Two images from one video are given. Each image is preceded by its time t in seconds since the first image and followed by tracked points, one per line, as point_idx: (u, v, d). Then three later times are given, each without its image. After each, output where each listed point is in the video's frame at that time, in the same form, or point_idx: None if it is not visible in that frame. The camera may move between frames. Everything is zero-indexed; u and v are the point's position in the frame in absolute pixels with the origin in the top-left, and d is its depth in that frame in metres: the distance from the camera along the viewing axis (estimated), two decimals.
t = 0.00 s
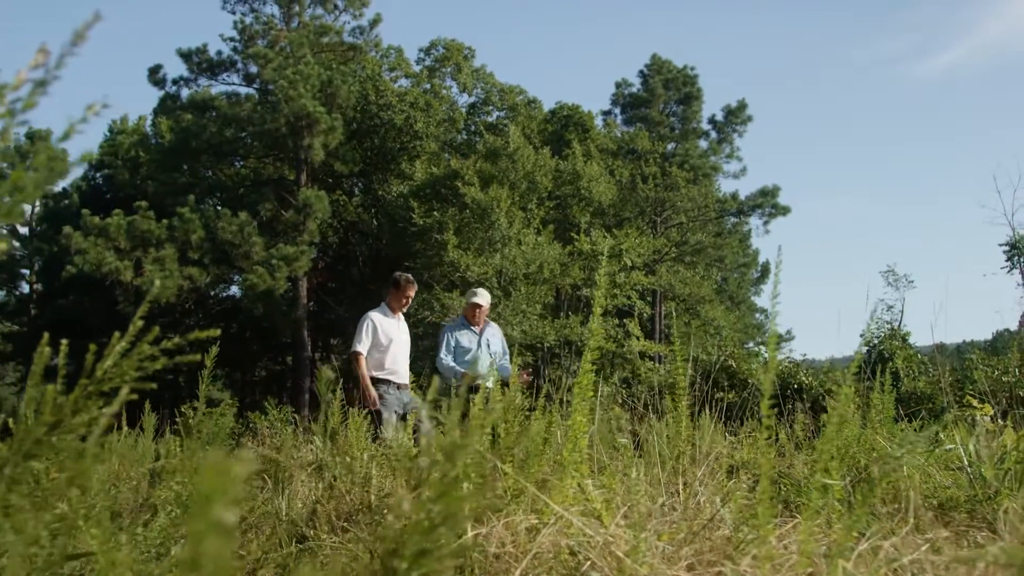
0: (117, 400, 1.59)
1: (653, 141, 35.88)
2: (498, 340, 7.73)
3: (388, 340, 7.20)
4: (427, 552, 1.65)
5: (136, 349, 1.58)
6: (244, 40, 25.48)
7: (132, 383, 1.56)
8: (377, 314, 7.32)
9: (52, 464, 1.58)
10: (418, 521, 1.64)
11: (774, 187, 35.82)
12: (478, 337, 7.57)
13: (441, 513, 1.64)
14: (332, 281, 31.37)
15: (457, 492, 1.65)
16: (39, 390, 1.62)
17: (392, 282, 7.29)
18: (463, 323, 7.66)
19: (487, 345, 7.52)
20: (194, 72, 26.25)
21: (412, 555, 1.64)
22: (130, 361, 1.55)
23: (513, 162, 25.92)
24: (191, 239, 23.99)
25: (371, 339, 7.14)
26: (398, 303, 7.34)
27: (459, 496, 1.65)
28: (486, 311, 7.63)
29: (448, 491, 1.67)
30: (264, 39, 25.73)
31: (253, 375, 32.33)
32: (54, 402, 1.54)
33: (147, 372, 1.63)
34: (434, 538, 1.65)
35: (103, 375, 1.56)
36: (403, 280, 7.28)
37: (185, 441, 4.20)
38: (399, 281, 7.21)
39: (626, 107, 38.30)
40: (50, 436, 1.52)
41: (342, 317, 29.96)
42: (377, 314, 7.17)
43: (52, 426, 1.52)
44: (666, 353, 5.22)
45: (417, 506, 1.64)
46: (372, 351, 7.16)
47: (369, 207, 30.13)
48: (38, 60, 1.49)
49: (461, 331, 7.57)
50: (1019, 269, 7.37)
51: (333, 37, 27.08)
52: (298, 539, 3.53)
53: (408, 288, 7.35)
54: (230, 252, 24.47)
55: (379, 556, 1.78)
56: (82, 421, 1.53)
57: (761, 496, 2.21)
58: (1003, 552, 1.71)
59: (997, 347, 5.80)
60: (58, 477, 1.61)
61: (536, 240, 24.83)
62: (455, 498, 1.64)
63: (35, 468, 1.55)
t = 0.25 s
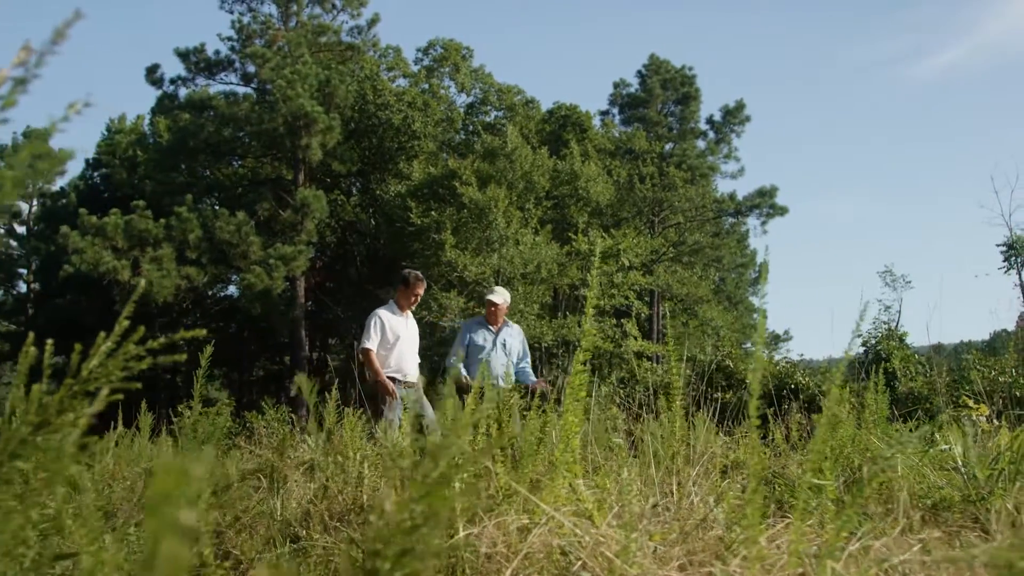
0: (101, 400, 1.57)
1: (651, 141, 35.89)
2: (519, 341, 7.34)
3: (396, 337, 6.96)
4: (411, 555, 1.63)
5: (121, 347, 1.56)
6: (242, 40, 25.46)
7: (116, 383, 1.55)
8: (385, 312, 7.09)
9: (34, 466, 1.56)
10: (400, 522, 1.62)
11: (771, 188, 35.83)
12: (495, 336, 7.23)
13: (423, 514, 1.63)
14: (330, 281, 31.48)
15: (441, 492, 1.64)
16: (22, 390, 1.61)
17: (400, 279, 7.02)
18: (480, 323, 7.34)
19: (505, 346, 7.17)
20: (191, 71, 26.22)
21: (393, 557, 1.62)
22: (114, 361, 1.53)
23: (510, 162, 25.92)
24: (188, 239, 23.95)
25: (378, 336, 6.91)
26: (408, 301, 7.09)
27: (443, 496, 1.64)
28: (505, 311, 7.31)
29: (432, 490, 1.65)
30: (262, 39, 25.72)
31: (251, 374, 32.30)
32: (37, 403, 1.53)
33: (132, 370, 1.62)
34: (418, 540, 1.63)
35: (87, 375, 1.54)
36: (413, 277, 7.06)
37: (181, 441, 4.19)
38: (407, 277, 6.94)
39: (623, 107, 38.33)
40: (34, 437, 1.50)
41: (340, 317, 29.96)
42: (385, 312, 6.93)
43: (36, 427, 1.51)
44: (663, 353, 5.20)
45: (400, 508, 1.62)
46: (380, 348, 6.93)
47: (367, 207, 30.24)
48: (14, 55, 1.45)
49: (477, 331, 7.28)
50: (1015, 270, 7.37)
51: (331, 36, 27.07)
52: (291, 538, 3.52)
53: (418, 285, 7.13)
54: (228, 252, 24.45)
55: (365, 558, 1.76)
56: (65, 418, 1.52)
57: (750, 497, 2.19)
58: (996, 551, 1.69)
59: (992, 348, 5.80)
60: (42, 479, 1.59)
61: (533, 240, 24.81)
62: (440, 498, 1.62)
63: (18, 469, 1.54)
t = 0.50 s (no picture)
0: (89, 402, 1.59)
1: (648, 141, 35.87)
2: (532, 334, 7.22)
3: (407, 336, 6.79)
4: (392, 555, 1.66)
5: (108, 349, 1.58)
6: (239, 39, 25.41)
7: (102, 384, 1.55)
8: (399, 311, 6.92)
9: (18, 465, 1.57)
10: (382, 522, 1.64)
11: (768, 188, 35.78)
12: (507, 331, 7.09)
13: (405, 513, 1.65)
14: (326, 281, 31.60)
15: (422, 491, 1.66)
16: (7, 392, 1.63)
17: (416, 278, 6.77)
18: (495, 316, 7.15)
19: (518, 341, 7.07)
20: (188, 71, 26.18)
21: (375, 556, 1.66)
22: (100, 362, 1.54)
23: (507, 162, 25.90)
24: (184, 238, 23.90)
25: (389, 334, 6.74)
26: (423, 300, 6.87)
27: (425, 494, 1.66)
28: (519, 304, 7.13)
29: (414, 490, 1.67)
30: (259, 38, 25.68)
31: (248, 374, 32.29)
32: (23, 404, 1.56)
33: (119, 372, 1.64)
34: (400, 541, 1.66)
35: (74, 376, 1.56)
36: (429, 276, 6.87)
37: (174, 441, 4.20)
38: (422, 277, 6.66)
39: (620, 106, 38.34)
40: (21, 439, 1.52)
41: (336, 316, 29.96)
42: (397, 310, 6.74)
43: (24, 427, 1.53)
44: (658, 352, 5.18)
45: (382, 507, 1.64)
46: (390, 347, 6.77)
47: (364, 206, 30.29)
48: None
49: (490, 324, 7.12)
50: (1010, 270, 7.37)
51: (328, 36, 27.07)
52: (282, 538, 3.53)
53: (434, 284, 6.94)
54: (224, 251, 24.42)
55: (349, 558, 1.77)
56: (58, 420, 1.54)
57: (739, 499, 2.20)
58: (985, 554, 1.70)
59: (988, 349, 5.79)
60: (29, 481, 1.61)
61: (530, 240, 24.75)
62: (419, 498, 1.65)
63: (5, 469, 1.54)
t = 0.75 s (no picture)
0: (72, 401, 1.62)
1: (644, 141, 35.91)
2: (536, 330, 7.21)
3: (426, 329, 6.57)
4: (370, 554, 1.77)
5: (92, 348, 1.63)
6: (235, 39, 25.37)
7: (85, 384, 1.59)
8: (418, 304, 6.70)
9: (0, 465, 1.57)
10: (360, 523, 1.76)
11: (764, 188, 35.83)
12: (515, 327, 7.04)
13: (384, 513, 1.76)
14: (322, 281, 31.56)
15: (401, 491, 1.76)
16: None
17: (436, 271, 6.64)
18: (501, 312, 7.08)
19: (525, 337, 7.04)
20: (184, 70, 26.15)
21: (354, 557, 1.76)
22: (84, 362, 1.59)
23: (503, 162, 25.89)
24: (180, 238, 23.82)
25: (407, 326, 6.54)
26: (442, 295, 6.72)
27: (403, 495, 1.76)
28: (525, 300, 7.10)
29: (394, 491, 1.77)
30: (255, 37, 25.65)
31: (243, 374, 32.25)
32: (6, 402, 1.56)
33: (102, 371, 1.67)
34: (379, 541, 1.78)
35: (57, 375, 1.60)
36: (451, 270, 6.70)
37: (167, 441, 4.21)
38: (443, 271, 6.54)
39: (616, 107, 38.39)
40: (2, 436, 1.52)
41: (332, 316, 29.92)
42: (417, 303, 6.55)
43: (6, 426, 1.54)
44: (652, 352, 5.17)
45: (361, 508, 1.76)
46: (408, 340, 6.54)
47: (360, 206, 30.26)
48: None
49: (497, 321, 7.05)
50: (1006, 271, 7.37)
51: (324, 36, 27.06)
52: (274, 539, 3.52)
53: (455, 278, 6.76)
54: (220, 251, 24.36)
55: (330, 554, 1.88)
56: (34, 421, 1.48)
57: (728, 500, 2.16)
58: (972, 554, 1.68)
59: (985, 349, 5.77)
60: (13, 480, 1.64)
61: (526, 240, 24.71)
62: (398, 498, 1.75)
63: None
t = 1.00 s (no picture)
0: (52, 400, 1.75)
1: (640, 141, 35.90)
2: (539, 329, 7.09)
3: (436, 325, 6.42)
4: (352, 556, 1.82)
5: (74, 349, 1.75)
6: (231, 38, 25.34)
7: (68, 381, 1.71)
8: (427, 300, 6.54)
9: None
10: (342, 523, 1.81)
11: (760, 188, 35.81)
12: (521, 327, 6.89)
13: (365, 515, 1.80)
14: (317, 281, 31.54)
15: (384, 492, 1.80)
16: None
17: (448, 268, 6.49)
18: (505, 311, 6.92)
19: (532, 336, 6.90)
20: (179, 70, 26.12)
21: (335, 558, 1.82)
22: (67, 360, 1.70)
23: (499, 162, 25.90)
24: (175, 238, 23.77)
25: (418, 321, 6.37)
26: (451, 292, 6.57)
27: (387, 495, 1.79)
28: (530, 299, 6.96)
29: (377, 492, 1.80)
30: (251, 37, 25.63)
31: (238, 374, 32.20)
32: None
33: (84, 370, 1.78)
34: (360, 542, 1.82)
35: (39, 375, 1.71)
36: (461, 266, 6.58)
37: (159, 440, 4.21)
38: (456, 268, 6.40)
39: (612, 107, 38.38)
40: None
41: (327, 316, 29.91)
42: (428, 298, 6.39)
43: None
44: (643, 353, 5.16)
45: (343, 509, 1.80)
46: (419, 335, 6.38)
47: (355, 206, 30.24)
48: None
49: (504, 320, 6.89)
50: (1002, 271, 7.36)
51: (320, 35, 27.08)
52: (266, 538, 3.50)
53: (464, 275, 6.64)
54: (215, 251, 24.34)
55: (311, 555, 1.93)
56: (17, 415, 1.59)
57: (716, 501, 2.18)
58: (950, 558, 1.74)
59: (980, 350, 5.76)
60: None
61: (522, 240, 24.69)
62: (382, 500, 1.78)
63: None
